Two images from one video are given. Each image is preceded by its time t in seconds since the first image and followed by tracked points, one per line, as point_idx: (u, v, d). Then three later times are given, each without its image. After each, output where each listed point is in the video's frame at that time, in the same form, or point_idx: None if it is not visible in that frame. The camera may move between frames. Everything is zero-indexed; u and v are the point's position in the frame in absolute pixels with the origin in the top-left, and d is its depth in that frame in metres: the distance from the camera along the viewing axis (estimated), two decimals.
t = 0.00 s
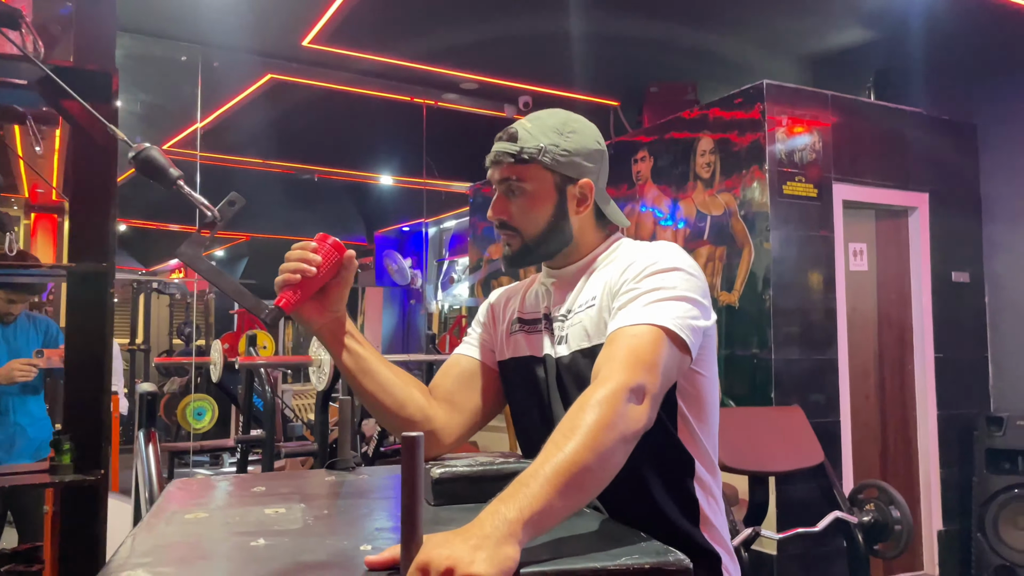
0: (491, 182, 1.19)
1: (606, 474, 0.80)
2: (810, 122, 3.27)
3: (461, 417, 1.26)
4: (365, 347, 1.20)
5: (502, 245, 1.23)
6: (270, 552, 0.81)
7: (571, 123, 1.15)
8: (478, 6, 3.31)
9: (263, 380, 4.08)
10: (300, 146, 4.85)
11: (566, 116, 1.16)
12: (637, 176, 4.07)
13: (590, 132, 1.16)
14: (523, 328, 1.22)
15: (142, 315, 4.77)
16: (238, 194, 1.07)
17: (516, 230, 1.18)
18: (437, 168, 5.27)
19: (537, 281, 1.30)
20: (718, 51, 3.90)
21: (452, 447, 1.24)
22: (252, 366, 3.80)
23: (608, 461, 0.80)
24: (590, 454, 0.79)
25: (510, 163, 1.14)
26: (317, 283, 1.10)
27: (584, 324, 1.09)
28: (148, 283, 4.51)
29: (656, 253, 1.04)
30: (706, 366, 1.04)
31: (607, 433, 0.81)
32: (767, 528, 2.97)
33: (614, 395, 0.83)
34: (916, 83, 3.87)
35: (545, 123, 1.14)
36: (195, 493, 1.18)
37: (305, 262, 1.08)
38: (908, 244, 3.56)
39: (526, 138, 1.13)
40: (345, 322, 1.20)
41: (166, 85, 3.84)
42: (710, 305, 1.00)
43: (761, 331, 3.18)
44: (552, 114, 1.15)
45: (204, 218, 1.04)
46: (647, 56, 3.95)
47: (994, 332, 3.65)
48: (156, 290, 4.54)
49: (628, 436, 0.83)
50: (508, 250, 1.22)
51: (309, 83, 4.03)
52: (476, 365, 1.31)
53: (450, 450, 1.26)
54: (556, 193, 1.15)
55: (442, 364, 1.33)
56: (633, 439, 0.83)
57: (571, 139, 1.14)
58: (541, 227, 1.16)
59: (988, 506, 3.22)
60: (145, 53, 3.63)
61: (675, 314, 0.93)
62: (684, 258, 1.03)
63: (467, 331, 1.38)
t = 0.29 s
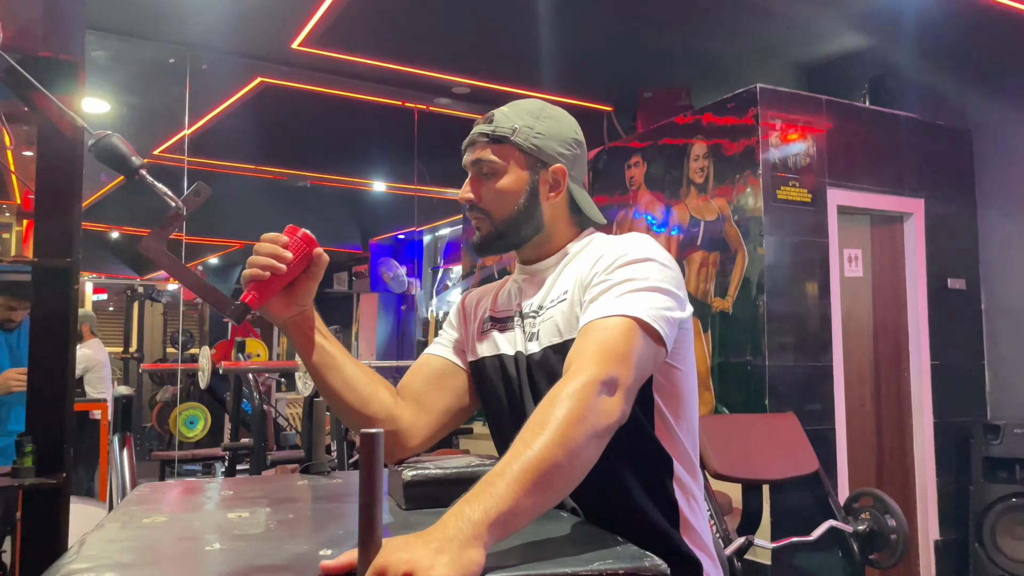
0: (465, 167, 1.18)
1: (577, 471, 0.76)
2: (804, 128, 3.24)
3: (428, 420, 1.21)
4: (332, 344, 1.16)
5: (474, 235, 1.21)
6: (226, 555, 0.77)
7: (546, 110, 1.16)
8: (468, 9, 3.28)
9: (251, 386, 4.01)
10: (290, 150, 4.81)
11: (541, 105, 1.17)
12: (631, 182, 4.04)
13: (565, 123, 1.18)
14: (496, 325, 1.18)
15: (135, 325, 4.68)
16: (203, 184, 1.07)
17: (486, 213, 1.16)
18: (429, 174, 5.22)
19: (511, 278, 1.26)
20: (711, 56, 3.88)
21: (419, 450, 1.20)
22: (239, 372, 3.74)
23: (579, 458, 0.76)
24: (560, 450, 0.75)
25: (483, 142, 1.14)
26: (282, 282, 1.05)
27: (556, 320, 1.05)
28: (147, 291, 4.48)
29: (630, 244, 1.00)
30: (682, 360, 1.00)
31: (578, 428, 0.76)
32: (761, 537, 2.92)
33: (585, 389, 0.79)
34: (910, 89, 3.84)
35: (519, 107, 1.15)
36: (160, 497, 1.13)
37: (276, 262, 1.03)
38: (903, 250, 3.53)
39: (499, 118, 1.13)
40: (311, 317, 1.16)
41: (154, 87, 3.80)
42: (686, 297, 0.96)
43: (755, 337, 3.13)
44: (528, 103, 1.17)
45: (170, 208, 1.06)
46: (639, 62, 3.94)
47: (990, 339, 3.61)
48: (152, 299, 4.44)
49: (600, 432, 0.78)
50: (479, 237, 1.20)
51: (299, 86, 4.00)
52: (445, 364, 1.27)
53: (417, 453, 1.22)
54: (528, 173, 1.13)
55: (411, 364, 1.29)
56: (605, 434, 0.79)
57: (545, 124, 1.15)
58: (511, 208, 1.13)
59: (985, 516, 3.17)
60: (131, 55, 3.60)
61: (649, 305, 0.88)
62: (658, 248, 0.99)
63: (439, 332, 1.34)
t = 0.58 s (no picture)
0: (448, 161, 1.18)
1: (560, 461, 0.73)
2: (811, 128, 3.20)
3: (414, 420, 1.18)
4: (313, 341, 1.14)
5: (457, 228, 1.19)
6: (199, 554, 0.74)
7: (527, 105, 1.17)
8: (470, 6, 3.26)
9: (254, 387, 4.00)
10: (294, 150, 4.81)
11: (523, 102, 1.19)
12: (636, 182, 4.00)
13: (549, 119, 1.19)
14: (481, 320, 1.16)
15: (142, 326, 4.53)
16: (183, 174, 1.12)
17: (466, 203, 1.15)
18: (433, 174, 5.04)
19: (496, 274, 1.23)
20: (716, 55, 3.85)
21: (405, 451, 1.17)
22: (241, 372, 3.72)
23: (562, 449, 0.73)
24: (541, 441, 0.72)
25: (463, 134, 1.15)
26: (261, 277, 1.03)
27: (538, 315, 1.02)
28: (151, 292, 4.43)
29: (613, 234, 0.97)
30: (669, 351, 0.96)
31: (558, 417, 0.73)
32: (767, 541, 2.87)
33: (565, 378, 0.76)
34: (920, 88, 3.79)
35: (499, 102, 1.17)
36: (144, 496, 1.11)
37: (254, 255, 1.02)
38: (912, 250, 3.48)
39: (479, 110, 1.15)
40: (292, 315, 1.14)
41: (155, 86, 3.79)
42: (670, 286, 0.93)
43: (761, 338, 3.09)
44: (509, 100, 1.18)
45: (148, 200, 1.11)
46: (643, 62, 3.90)
47: (1000, 341, 3.55)
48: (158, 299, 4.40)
49: (582, 421, 0.75)
50: (463, 229, 1.18)
51: (302, 85, 3.98)
52: (430, 364, 1.23)
53: (404, 454, 1.18)
54: (507, 163, 1.13)
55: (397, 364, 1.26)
56: (587, 424, 0.76)
57: (525, 116, 1.16)
58: (490, 196, 1.13)
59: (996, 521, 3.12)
60: (133, 53, 3.60)
61: (631, 294, 0.85)
62: (637, 238, 0.96)
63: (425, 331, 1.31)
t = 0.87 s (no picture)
0: (459, 159, 1.17)
1: (568, 462, 0.71)
2: (820, 127, 3.17)
3: (424, 416, 1.17)
4: (319, 338, 1.12)
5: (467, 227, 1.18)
6: (202, 557, 0.73)
7: (540, 103, 1.16)
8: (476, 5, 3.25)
9: (260, 386, 3.99)
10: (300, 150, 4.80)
11: (535, 100, 1.18)
12: (643, 181, 3.98)
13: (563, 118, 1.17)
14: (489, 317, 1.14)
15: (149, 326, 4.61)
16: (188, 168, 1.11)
17: (477, 201, 1.13)
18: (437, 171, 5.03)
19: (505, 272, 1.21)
20: (724, 55, 3.83)
21: (415, 448, 1.16)
22: (246, 372, 3.72)
23: (569, 450, 0.71)
24: (548, 441, 0.70)
25: (475, 133, 1.14)
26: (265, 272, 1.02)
27: (545, 312, 1.00)
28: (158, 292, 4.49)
29: (622, 230, 0.95)
30: (678, 351, 0.94)
31: (565, 417, 0.72)
32: (775, 542, 2.84)
33: (570, 377, 0.74)
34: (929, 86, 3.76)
35: (511, 101, 1.16)
36: (147, 497, 1.10)
37: (258, 249, 1.00)
38: (922, 250, 3.44)
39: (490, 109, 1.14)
40: (301, 311, 1.12)
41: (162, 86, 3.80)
42: (679, 283, 0.91)
43: (769, 339, 3.06)
44: (522, 99, 1.17)
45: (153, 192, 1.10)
46: (650, 60, 3.89)
47: (1011, 341, 3.52)
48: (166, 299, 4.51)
49: (589, 421, 0.74)
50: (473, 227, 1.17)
51: (308, 84, 3.98)
52: (440, 361, 1.21)
53: (413, 452, 1.17)
54: (519, 161, 1.11)
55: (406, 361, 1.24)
56: (594, 424, 0.75)
57: (537, 114, 1.14)
58: (501, 194, 1.11)
59: (1006, 523, 3.08)
60: (139, 53, 3.59)
61: (639, 291, 0.83)
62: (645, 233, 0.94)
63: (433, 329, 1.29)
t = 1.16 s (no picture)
0: (504, 150, 1.16)
1: (601, 474, 0.70)
2: (827, 125, 3.15)
3: (451, 417, 1.16)
4: (347, 339, 1.12)
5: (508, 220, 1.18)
6: (221, 559, 0.72)
7: (593, 96, 1.14)
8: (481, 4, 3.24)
9: (265, 385, 3.99)
10: (304, 148, 4.80)
11: (587, 90, 1.16)
12: (648, 180, 3.96)
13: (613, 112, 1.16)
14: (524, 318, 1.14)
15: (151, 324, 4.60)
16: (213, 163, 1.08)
17: (522, 196, 1.13)
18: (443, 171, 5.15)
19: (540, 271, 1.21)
20: (730, 53, 3.82)
21: (442, 449, 1.15)
22: (251, 370, 3.71)
23: (603, 460, 0.70)
24: (582, 451, 0.69)
25: (525, 123, 1.13)
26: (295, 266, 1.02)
27: (586, 315, 1.01)
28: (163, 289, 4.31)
29: (663, 232, 0.95)
30: (721, 360, 0.93)
31: (601, 427, 0.71)
32: (781, 542, 2.84)
33: (607, 385, 0.73)
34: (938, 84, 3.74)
35: (565, 91, 1.13)
36: (159, 497, 1.09)
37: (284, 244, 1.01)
38: (929, 248, 3.42)
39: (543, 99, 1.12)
40: (328, 309, 1.13)
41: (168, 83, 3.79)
42: (725, 291, 0.90)
43: (776, 338, 3.05)
44: (575, 88, 1.15)
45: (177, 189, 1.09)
46: (656, 58, 3.87)
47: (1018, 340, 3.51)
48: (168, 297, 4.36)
49: (626, 432, 0.73)
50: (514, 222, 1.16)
51: (313, 82, 3.98)
52: (469, 360, 1.21)
53: (440, 454, 1.16)
54: (568, 158, 1.11)
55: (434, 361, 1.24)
56: (630, 435, 0.73)
57: (590, 108, 1.13)
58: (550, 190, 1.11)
59: (1013, 523, 3.08)
60: (144, 50, 3.58)
61: (685, 298, 0.83)
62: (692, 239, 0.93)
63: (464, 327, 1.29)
